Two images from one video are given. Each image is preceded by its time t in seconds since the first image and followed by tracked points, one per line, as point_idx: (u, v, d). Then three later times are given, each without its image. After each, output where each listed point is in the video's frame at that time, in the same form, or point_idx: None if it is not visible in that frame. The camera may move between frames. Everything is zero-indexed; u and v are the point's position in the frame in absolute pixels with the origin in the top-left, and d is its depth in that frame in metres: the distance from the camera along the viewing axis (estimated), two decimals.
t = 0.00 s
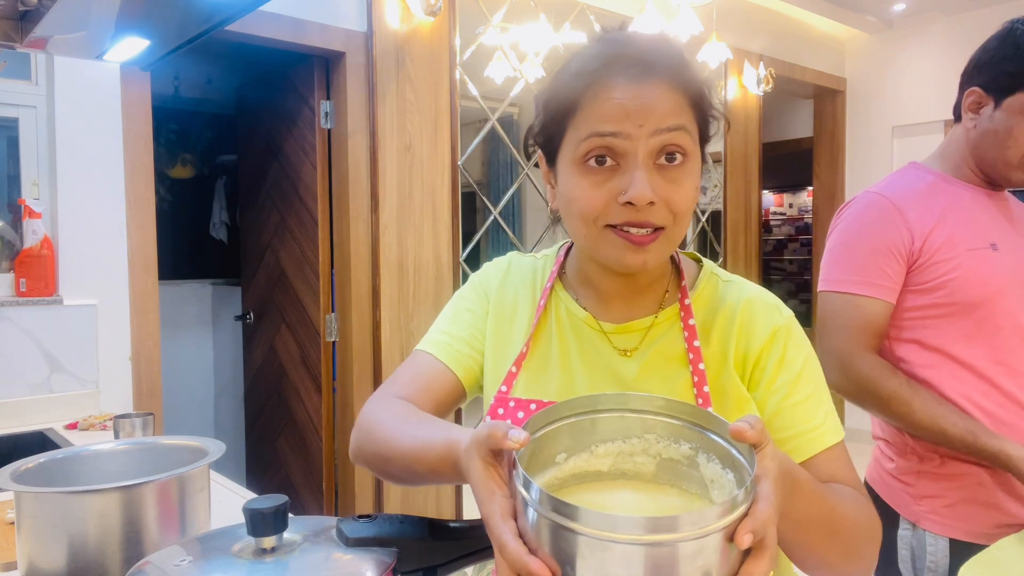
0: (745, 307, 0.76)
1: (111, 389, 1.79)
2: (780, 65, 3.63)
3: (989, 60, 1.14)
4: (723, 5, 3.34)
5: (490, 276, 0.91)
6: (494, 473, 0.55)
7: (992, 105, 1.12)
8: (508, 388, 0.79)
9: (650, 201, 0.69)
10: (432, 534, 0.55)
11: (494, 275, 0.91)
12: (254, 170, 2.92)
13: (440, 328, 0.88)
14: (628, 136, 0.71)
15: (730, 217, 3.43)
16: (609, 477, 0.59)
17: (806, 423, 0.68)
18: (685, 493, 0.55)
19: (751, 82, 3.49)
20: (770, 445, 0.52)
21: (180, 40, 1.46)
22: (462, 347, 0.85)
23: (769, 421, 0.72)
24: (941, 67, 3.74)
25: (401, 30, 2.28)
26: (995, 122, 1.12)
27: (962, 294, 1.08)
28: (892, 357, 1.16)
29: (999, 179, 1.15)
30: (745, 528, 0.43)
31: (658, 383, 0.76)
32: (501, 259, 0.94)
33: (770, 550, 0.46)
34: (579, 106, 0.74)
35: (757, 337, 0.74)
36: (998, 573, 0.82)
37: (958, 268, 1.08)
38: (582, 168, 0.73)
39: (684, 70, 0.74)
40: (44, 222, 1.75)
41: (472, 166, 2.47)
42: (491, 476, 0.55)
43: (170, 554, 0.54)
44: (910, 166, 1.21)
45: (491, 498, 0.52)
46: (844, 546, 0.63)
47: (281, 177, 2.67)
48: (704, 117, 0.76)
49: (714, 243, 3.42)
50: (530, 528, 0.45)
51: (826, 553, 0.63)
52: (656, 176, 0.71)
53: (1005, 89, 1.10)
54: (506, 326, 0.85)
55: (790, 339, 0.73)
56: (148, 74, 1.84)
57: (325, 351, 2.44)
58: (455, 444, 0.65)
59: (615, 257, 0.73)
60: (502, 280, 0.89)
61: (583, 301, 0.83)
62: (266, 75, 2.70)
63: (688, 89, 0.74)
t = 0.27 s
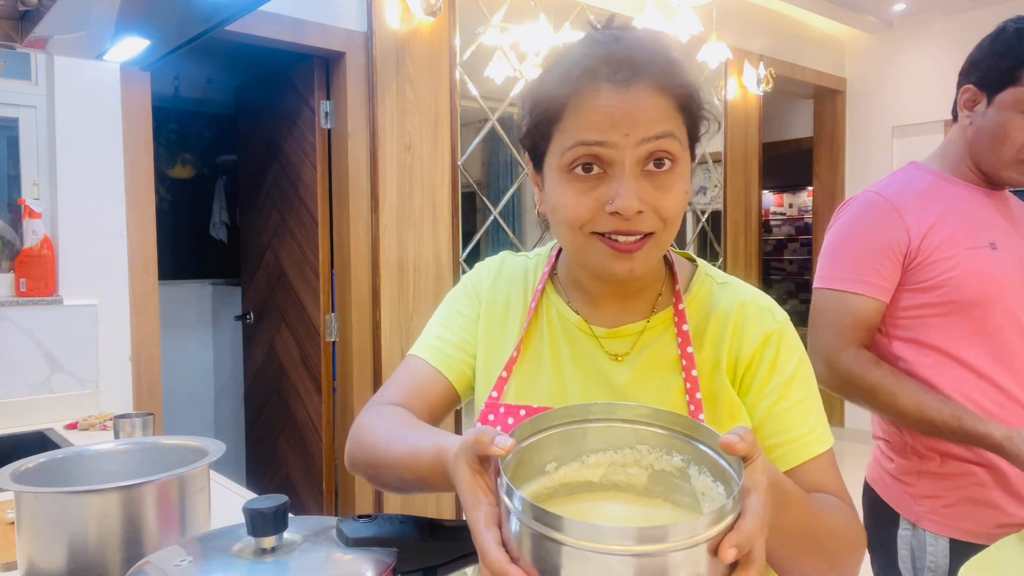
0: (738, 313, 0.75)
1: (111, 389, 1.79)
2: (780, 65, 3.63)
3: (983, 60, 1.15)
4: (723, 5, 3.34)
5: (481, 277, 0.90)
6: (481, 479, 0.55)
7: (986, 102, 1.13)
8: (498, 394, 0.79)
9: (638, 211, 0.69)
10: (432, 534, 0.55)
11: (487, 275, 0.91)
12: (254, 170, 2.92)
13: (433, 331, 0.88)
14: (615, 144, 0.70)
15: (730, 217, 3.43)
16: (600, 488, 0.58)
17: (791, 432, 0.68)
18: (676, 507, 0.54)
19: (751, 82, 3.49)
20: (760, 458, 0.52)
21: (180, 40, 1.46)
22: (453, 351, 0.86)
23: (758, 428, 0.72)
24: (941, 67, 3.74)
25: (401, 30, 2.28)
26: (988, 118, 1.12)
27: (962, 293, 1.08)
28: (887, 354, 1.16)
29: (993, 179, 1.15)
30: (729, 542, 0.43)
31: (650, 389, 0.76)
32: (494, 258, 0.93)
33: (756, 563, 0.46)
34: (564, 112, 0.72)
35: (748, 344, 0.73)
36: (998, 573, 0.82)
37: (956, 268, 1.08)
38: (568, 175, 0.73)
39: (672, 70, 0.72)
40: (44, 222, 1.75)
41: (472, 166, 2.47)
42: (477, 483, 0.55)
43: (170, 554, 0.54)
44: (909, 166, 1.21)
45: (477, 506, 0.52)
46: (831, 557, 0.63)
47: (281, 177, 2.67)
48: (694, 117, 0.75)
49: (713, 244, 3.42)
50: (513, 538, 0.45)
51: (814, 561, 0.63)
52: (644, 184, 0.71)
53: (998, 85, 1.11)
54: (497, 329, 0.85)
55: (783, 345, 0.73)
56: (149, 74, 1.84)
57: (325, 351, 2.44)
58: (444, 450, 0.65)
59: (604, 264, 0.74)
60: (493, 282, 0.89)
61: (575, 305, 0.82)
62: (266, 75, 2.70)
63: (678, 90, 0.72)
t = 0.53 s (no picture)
0: (738, 312, 0.75)
1: (111, 389, 1.79)
2: (779, 65, 3.63)
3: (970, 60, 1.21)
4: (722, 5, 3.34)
5: (479, 280, 0.90)
6: (476, 471, 0.55)
7: (966, 96, 1.18)
8: (498, 395, 0.79)
9: (626, 210, 0.69)
10: (433, 534, 0.55)
11: (485, 278, 0.91)
12: (254, 170, 2.92)
13: (433, 337, 0.88)
14: (604, 144, 0.69)
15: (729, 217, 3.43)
16: (597, 486, 0.60)
17: (793, 432, 0.69)
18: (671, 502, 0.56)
19: (751, 82, 3.49)
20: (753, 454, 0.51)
21: (180, 40, 1.46)
22: (452, 357, 0.86)
23: (757, 428, 0.72)
24: (940, 66, 3.74)
25: (401, 30, 2.28)
26: (966, 109, 1.17)
27: (962, 292, 1.08)
28: (886, 351, 1.16)
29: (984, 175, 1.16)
30: (717, 526, 0.43)
31: (650, 388, 0.76)
32: (492, 260, 0.93)
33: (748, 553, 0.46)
34: (556, 111, 0.72)
35: (749, 344, 0.73)
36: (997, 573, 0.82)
37: (955, 266, 1.08)
38: (560, 173, 0.73)
39: (665, 70, 0.71)
40: (44, 222, 1.75)
41: (472, 166, 2.47)
42: (474, 474, 0.55)
43: (170, 554, 0.54)
44: (913, 165, 1.21)
45: (472, 498, 0.53)
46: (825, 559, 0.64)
47: (281, 177, 2.67)
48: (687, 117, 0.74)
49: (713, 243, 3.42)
50: (507, 527, 0.46)
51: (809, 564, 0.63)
52: (634, 183, 0.70)
53: (974, 77, 1.16)
54: (495, 331, 0.85)
55: (783, 346, 0.73)
56: (148, 74, 1.84)
57: (325, 351, 2.44)
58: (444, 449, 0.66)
59: (594, 262, 0.73)
60: (490, 284, 0.89)
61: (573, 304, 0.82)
62: (266, 75, 2.70)
63: (669, 91, 0.71)
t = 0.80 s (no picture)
0: (741, 313, 0.75)
1: (111, 389, 1.79)
2: (779, 64, 3.63)
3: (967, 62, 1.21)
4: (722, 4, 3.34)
5: (479, 284, 0.90)
6: (481, 456, 0.56)
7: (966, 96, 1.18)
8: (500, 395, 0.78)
9: (623, 195, 0.68)
10: (432, 533, 0.56)
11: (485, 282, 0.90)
12: (254, 170, 2.92)
13: (436, 346, 0.88)
14: (602, 133, 0.69)
15: (729, 217, 3.43)
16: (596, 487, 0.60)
17: (798, 432, 0.69)
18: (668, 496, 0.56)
19: (751, 82, 3.49)
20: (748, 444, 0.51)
21: (181, 40, 1.46)
22: (456, 361, 0.86)
23: (758, 430, 0.72)
24: (940, 66, 3.74)
25: (401, 30, 2.28)
26: (967, 109, 1.17)
27: (964, 292, 1.08)
28: (886, 351, 1.16)
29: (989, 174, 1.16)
30: (709, 499, 0.43)
31: (651, 387, 0.75)
32: (491, 261, 0.93)
33: (743, 530, 0.46)
34: (554, 101, 0.73)
35: (753, 344, 0.73)
36: (997, 573, 0.82)
37: (957, 267, 1.08)
38: (557, 161, 0.72)
39: (663, 60, 0.72)
40: (44, 222, 1.75)
41: (472, 166, 2.47)
42: (478, 457, 0.56)
43: (170, 554, 0.54)
44: (915, 165, 1.21)
45: (472, 479, 0.53)
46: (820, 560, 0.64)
47: (281, 177, 2.67)
48: (686, 110, 0.74)
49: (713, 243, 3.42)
50: (505, 499, 0.47)
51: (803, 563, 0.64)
52: (631, 171, 0.70)
53: (973, 78, 1.17)
54: (497, 332, 0.85)
55: (785, 347, 0.73)
56: (148, 74, 1.84)
57: (325, 351, 2.44)
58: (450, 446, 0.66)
59: (592, 251, 0.73)
60: (490, 284, 0.89)
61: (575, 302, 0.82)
62: (266, 75, 2.70)
63: (666, 82, 0.72)
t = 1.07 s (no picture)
0: (742, 312, 0.75)
1: (111, 389, 1.79)
2: (780, 64, 3.63)
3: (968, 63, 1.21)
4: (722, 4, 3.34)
5: (476, 290, 0.89)
6: (485, 445, 0.57)
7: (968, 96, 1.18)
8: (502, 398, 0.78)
9: (618, 177, 0.67)
10: (432, 533, 0.56)
11: (483, 287, 0.90)
12: (254, 170, 2.92)
13: (436, 357, 0.87)
14: (598, 117, 0.69)
15: (729, 217, 3.43)
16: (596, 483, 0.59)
17: (800, 432, 0.69)
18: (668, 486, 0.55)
19: (751, 82, 3.49)
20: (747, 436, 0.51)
21: (181, 40, 1.46)
22: (457, 370, 0.85)
23: (760, 431, 0.72)
24: (940, 66, 3.74)
25: (401, 30, 2.28)
26: (969, 109, 1.16)
27: (965, 292, 1.08)
28: (888, 351, 1.16)
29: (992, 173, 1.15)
30: (708, 479, 0.43)
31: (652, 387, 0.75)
32: (488, 264, 0.93)
33: (743, 514, 0.46)
34: (553, 91, 0.74)
35: (754, 342, 0.73)
36: (998, 572, 0.82)
37: (958, 267, 1.08)
38: (555, 150, 0.72)
39: (659, 52, 0.73)
40: (44, 222, 1.75)
41: (472, 166, 2.47)
42: (483, 446, 0.56)
43: (170, 554, 0.54)
44: (916, 165, 1.21)
45: (476, 467, 0.54)
46: (816, 556, 0.65)
47: (281, 177, 2.67)
48: (684, 104, 0.74)
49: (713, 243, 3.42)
50: (509, 479, 0.47)
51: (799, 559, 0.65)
52: (627, 156, 0.69)
53: (974, 78, 1.17)
54: (496, 338, 0.84)
55: (787, 346, 0.73)
56: (148, 74, 1.84)
57: (325, 351, 2.44)
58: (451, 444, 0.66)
59: (587, 240, 0.71)
60: (489, 289, 0.88)
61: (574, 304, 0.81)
62: (266, 75, 2.70)
63: (664, 73, 0.72)
